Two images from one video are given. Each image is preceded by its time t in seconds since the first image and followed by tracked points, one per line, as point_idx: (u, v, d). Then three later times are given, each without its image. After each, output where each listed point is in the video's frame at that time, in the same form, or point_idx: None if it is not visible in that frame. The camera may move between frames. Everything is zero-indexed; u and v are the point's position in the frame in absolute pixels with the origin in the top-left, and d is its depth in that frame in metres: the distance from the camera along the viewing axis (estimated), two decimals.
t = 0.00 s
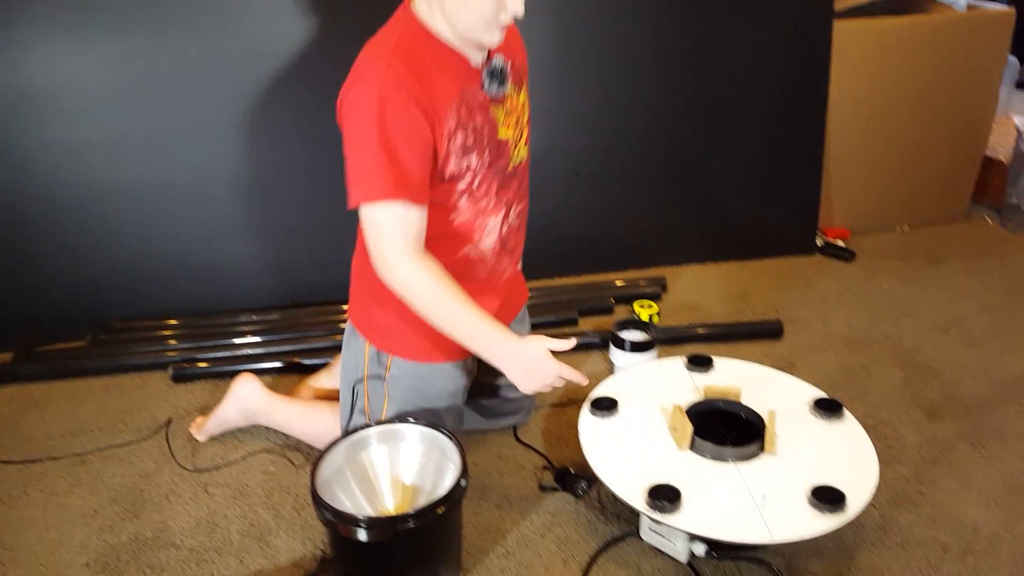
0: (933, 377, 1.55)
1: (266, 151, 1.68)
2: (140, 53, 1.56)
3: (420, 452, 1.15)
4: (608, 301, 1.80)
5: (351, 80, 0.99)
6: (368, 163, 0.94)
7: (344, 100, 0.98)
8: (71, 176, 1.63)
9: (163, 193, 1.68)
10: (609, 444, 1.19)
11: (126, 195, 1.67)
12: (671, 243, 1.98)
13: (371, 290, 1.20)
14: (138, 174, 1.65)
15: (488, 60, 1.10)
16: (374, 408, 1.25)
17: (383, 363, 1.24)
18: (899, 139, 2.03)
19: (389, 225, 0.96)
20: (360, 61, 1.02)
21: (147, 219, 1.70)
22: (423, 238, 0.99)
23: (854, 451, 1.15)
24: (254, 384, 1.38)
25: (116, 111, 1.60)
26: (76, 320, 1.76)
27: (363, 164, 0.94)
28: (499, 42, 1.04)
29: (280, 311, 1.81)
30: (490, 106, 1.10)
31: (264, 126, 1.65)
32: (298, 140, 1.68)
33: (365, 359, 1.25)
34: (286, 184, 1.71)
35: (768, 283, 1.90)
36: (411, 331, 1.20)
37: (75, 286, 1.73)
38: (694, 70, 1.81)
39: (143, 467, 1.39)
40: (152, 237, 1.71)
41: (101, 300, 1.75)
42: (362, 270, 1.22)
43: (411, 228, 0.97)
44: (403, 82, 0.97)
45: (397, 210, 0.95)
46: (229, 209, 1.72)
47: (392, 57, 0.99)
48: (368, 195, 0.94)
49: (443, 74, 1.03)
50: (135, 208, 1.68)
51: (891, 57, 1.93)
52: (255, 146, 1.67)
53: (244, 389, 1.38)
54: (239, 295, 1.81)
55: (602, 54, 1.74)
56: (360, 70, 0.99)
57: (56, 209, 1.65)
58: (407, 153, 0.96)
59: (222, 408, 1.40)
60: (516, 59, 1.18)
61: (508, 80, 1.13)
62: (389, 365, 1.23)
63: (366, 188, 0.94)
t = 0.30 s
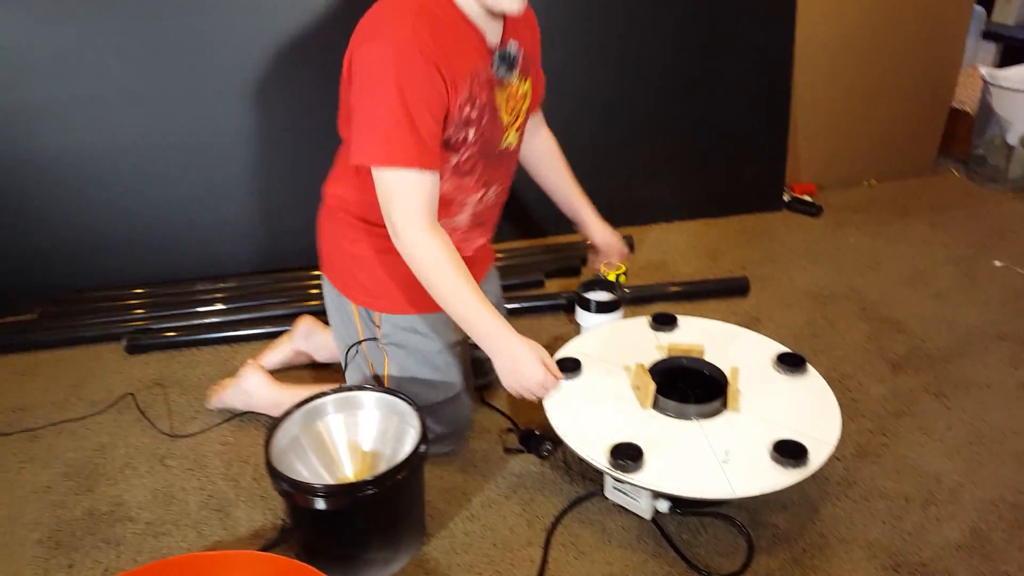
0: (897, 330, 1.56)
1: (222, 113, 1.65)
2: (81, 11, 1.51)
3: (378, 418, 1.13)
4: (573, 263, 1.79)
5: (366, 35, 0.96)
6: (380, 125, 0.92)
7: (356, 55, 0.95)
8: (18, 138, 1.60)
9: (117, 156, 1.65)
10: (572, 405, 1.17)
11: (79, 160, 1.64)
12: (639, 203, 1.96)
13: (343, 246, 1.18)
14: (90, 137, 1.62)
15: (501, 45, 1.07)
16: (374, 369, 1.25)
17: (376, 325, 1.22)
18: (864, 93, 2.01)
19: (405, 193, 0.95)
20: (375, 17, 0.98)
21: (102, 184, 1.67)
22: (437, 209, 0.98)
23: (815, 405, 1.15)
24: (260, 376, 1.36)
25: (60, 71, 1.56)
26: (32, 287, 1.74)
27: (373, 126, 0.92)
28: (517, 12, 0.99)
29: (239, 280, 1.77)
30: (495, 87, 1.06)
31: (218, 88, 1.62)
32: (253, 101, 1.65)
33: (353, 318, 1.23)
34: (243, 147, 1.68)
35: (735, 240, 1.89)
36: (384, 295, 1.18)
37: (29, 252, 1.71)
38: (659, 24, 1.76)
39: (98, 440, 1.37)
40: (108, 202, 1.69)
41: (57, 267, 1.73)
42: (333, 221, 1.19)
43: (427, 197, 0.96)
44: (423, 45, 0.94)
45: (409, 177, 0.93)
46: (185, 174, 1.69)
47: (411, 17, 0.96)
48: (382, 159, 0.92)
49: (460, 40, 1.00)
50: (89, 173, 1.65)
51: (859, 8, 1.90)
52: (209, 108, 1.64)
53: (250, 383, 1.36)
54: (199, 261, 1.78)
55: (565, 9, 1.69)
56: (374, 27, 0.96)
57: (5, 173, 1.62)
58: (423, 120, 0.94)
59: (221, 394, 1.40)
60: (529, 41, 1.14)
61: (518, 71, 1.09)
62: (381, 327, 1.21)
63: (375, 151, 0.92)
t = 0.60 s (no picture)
0: (860, 286, 1.55)
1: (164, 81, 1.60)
2: None
3: (329, 392, 1.10)
4: (534, 227, 1.76)
5: (344, 74, 0.90)
6: (388, 174, 0.87)
7: (337, 97, 0.89)
8: None
9: (56, 128, 1.59)
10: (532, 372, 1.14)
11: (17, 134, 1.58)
12: (602, 164, 1.92)
13: (266, 250, 1.15)
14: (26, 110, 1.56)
15: (464, 94, 1.07)
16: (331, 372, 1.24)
17: (321, 327, 1.21)
18: (827, 48, 1.98)
19: (423, 243, 0.90)
20: (347, 51, 0.91)
21: (43, 158, 1.61)
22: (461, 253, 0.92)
23: (775, 364, 1.14)
24: (229, 352, 1.31)
25: None
26: None
27: (380, 175, 0.87)
28: (484, 69, 0.94)
29: (192, 255, 1.73)
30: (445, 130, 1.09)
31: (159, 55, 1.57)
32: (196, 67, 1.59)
33: (297, 321, 1.22)
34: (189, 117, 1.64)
35: (698, 199, 1.87)
36: (314, 301, 1.17)
37: None
38: None
39: (44, 424, 1.33)
40: (48, 176, 1.63)
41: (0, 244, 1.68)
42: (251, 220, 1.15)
43: (449, 244, 0.91)
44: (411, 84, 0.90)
45: (425, 225, 0.89)
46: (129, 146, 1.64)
47: (391, 54, 0.91)
48: (401, 207, 0.87)
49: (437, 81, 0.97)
50: (27, 147, 1.60)
51: None
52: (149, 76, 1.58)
53: (220, 359, 1.31)
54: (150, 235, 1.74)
55: None
56: (350, 65, 0.90)
57: None
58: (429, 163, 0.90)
59: (190, 376, 1.33)
60: (490, 79, 1.14)
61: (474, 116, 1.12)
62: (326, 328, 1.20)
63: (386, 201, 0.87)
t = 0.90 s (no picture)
0: (833, 257, 1.54)
1: (122, 54, 1.55)
2: None
3: (293, 373, 1.07)
4: (506, 202, 1.73)
5: (294, 65, 0.85)
6: (344, 170, 0.83)
7: (288, 90, 0.84)
8: None
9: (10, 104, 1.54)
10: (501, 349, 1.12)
11: None
12: (573, 138, 1.89)
13: (220, 232, 1.12)
14: None
15: (428, 79, 1.02)
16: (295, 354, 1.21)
17: (282, 311, 1.17)
18: (799, 17, 1.96)
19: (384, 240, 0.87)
20: (298, 41, 0.86)
21: None
22: (424, 247, 0.89)
23: (746, 336, 1.13)
24: (199, 326, 1.26)
25: None
26: None
27: (335, 172, 0.83)
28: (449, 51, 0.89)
29: (155, 235, 1.69)
30: (412, 120, 1.03)
31: (114, 26, 1.52)
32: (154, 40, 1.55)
33: (260, 311, 1.19)
34: (149, 91, 1.60)
35: (671, 173, 1.85)
36: (268, 284, 1.14)
37: None
38: None
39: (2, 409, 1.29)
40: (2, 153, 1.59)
41: None
42: (205, 200, 1.11)
43: (410, 239, 0.88)
44: (365, 75, 0.85)
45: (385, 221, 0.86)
46: (87, 121, 1.60)
47: (344, 44, 0.86)
48: (357, 204, 0.84)
49: (397, 68, 0.92)
50: None
51: None
52: (105, 48, 1.54)
53: (188, 333, 1.26)
54: (114, 213, 1.71)
55: None
56: (300, 56, 0.85)
57: None
58: (388, 157, 0.86)
59: (167, 341, 1.28)
60: (458, 59, 1.09)
61: (441, 101, 1.06)
62: (288, 313, 1.17)
63: (343, 199, 0.84)
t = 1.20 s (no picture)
0: (830, 245, 1.54)
1: (115, 50, 1.53)
2: None
3: (291, 364, 1.07)
4: (502, 193, 1.72)
5: (291, 65, 0.84)
6: (337, 170, 0.82)
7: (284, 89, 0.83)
8: None
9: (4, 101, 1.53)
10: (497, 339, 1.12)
11: None
12: (569, 129, 1.89)
13: (216, 225, 1.11)
14: None
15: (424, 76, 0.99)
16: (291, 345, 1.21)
17: (279, 304, 1.17)
18: (794, 5, 1.95)
19: (376, 239, 0.86)
20: (295, 41, 0.85)
21: None
22: (416, 245, 0.89)
23: (742, 325, 1.12)
24: (195, 320, 1.25)
25: None
26: None
27: (329, 171, 0.82)
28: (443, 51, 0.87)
29: (152, 229, 1.68)
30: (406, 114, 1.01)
31: (105, 21, 1.50)
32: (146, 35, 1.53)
33: (257, 304, 1.19)
34: (142, 86, 1.58)
35: (667, 162, 1.85)
36: (262, 274, 1.12)
37: None
38: None
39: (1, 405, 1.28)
40: None
41: None
42: (201, 194, 1.10)
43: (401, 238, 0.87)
44: (361, 77, 0.85)
45: (379, 221, 0.85)
46: (83, 118, 1.58)
47: (341, 45, 0.85)
48: (351, 204, 0.83)
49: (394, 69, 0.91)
50: None
51: None
52: (99, 44, 1.52)
53: (185, 328, 1.25)
54: (110, 208, 1.70)
55: None
56: (297, 56, 0.84)
57: None
58: (382, 158, 0.85)
59: (167, 335, 1.27)
60: (453, 55, 1.05)
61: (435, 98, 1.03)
62: (285, 306, 1.16)
63: (336, 199, 0.83)
